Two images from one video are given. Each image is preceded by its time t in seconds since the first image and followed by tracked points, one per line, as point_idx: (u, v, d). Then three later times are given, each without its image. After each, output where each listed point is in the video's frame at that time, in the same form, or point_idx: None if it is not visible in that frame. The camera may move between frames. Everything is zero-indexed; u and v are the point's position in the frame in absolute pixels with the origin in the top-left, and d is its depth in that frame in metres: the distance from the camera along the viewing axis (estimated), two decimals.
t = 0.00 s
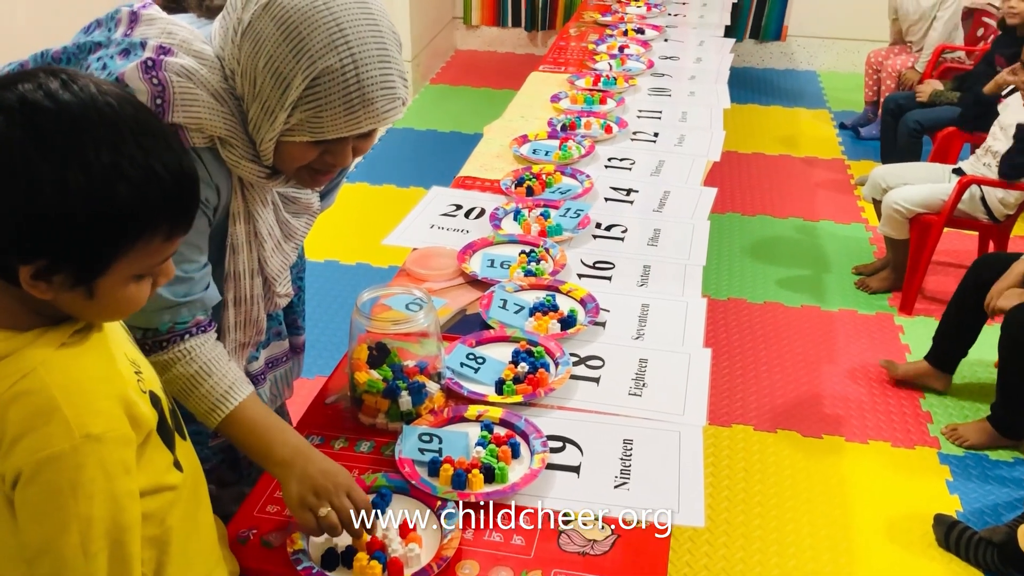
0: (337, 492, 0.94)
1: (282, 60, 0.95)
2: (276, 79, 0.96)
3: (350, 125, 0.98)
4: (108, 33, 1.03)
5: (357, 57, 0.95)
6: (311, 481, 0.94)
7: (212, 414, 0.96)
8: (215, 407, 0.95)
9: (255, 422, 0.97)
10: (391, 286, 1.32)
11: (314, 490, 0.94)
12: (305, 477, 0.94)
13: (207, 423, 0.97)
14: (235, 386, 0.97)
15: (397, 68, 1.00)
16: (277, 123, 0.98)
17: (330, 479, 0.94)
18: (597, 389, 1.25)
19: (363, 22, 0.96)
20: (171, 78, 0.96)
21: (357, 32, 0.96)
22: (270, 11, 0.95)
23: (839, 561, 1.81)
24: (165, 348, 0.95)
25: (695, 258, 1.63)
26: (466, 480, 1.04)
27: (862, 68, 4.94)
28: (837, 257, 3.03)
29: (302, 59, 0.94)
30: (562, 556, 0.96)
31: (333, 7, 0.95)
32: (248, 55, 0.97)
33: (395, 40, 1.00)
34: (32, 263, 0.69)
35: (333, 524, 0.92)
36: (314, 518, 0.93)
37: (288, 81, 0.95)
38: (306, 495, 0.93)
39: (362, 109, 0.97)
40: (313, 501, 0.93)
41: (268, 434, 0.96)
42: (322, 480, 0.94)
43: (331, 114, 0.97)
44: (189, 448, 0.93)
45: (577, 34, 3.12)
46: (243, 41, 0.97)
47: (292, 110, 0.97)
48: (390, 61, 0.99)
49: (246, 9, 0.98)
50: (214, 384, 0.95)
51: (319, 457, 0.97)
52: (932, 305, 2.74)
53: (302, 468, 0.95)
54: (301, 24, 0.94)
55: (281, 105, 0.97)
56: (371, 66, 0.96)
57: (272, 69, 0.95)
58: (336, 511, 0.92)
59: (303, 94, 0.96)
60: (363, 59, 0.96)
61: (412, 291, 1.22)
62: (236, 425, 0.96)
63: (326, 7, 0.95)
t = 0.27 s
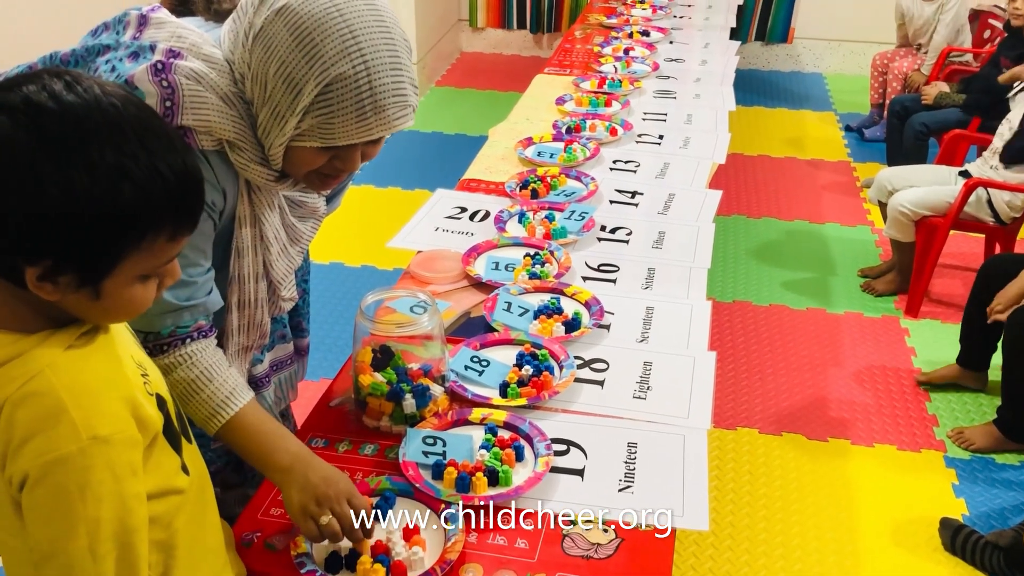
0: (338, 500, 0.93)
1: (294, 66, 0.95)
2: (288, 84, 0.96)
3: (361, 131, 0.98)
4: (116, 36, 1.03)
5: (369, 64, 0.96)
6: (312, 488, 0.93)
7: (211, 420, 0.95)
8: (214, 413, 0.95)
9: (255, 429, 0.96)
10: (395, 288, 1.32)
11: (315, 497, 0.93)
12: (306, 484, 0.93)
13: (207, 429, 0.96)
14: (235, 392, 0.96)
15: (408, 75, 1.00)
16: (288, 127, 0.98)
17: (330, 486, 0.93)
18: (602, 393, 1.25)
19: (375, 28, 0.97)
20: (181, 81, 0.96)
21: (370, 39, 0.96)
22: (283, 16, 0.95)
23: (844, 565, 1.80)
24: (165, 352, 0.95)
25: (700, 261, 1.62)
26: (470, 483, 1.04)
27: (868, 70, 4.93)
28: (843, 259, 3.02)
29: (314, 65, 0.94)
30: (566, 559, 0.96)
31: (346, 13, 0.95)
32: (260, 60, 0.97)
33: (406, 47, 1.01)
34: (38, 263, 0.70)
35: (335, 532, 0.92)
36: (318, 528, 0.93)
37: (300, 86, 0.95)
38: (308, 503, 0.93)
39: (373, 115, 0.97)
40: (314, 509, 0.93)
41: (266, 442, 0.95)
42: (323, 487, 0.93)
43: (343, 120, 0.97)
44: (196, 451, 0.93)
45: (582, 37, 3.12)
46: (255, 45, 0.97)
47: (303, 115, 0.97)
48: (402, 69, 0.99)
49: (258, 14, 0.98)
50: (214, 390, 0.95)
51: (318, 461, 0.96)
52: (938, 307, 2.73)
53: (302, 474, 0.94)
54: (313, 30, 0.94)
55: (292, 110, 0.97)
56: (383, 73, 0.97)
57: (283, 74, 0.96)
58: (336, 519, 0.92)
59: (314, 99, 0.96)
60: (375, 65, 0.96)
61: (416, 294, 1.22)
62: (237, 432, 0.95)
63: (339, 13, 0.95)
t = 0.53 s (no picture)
0: (309, 492, 0.92)
1: (300, 68, 0.95)
2: (294, 87, 0.96)
3: (367, 134, 0.99)
4: (120, 38, 1.03)
5: (375, 67, 0.96)
6: (284, 479, 0.93)
7: (191, 411, 0.95)
8: (194, 404, 0.95)
9: (238, 420, 0.96)
10: (397, 290, 1.32)
11: (286, 489, 0.92)
12: (278, 475, 0.93)
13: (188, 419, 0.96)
14: (215, 383, 0.96)
15: (414, 77, 1.00)
16: (293, 130, 0.98)
17: (302, 478, 0.93)
18: (603, 394, 1.25)
19: (381, 31, 0.97)
20: (184, 84, 0.96)
21: (376, 42, 0.96)
22: (289, 19, 0.95)
23: (847, 566, 1.80)
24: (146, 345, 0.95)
25: (702, 262, 1.62)
26: (472, 485, 1.04)
27: (870, 71, 4.92)
28: (846, 260, 3.02)
29: (320, 67, 0.94)
30: (568, 561, 0.96)
31: (352, 16, 0.95)
32: (265, 62, 0.97)
33: (412, 50, 1.01)
34: (43, 265, 0.70)
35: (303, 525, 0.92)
36: (286, 518, 0.92)
37: (305, 89, 0.96)
38: (279, 495, 0.92)
39: (379, 118, 0.98)
40: (285, 501, 0.92)
41: (249, 430, 0.96)
42: (295, 479, 0.93)
43: (348, 122, 0.97)
44: (200, 453, 0.93)
45: (584, 38, 3.12)
46: (260, 48, 0.97)
47: (308, 118, 0.97)
48: (407, 71, 0.99)
49: (263, 17, 0.98)
50: (193, 382, 0.95)
51: (296, 454, 0.95)
52: (941, 308, 2.72)
53: (277, 466, 0.94)
54: (319, 32, 0.94)
55: (297, 112, 0.97)
56: (389, 76, 0.97)
57: (289, 77, 0.96)
58: (306, 512, 0.91)
59: (320, 102, 0.96)
60: (381, 69, 0.96)
61: (418, 296, 1.22)
62: (218, 422, 0.96)
63: (346, 17, 0.95)
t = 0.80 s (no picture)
0: (314, 502, 0.92)
1: (301, 73, 0.95)
2: (295, 92, 0.96)
3: (367, 139, 0.99)
4: (123, 40, 1.03)
5: (376, 72, 0.96)
6: (290, 485, 0.93)
7: (197, 413, 0.95)
8: (199, 406, 0.95)
9: (243, 422, 0.96)
10: (397, 290, 1.32)
11: (291, 496, 0.92)
12: (284, 480, 0.93)
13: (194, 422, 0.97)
14: (219, 385, 0.96)
15: (414, 83, 1.01)
16: (294, 134, 0.98)
17: (308, 487, 0.93)
18: (603, 394, 1.25)
19: (382, 37, 0.97)
20: (186, 87, 0.96)
21: (377, 48, 0.96)
22: (291, 24, 0.95)
23: (847, 565, 1.80)
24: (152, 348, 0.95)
25: (702, 262, 1.62)
26: (471, 484, 1.04)
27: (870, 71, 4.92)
28: (846, 260, 3.02)
29: (321, 73, 0.95)
30: (567, 560, 0.96)
31: (353, 22, 0.96)
32: (267, 67, 0.97)
33: (412, 55, 1.01)
34: (46, 264, 0.70)
35: (304, 535, 0.92)
36: (289, 525, 0.93)
37: (306, 94, 0.96)
38: (283, 502, 0.92)
39: (379, 123, 0.98)
40: (289, 509, 0.92)
41: (253, 431, 0.95)
42: (301, 487, 0.93)
43: (348, 127, 0.97)
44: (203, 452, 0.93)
45: (584, 38, 3.12)
46: (262, 52, 0.97)
47: (309, 123, 0.98)
48: (408, 77, 0.99)
49: (265, 21, 0.98)
50: (198, 383, 0.95)
51: (301, 458, 0.95)
52: (941, 308, 2.72)
53: (282, 470, 0.93)
54: (321, 37, 0.95)
55: (298, 117, 0.97)
56: (389, 81, 0.97)
57: (290, 81, 0.96)
58: (311, 522, 0.92)
59: (320, 107, 0.96)
60: (382, 74, 0.96)
61: (418, 296, 1.23)
62: (220, 422, 0.96)
63: (347, 22, 0.95)
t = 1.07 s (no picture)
0: (314, 514, 0.92)
1: (306, 73, 0.96)
2: (299, 92, 0.97)
3: (370, 139, 0.99)
4: (128, 40, 1.04)
5: (380, 73, 0.96)
6: (291, 497, 0.93)
7: (205, 419, 0.95)
8: (208, 412, 0.95)
9: (247, 432, 0.96)
10: (398, 289, 1.32)
11: (292, 509, 0.92)
12: (284, 493, 0.93)
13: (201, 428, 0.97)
14: (229, 393, 0.97)
15: (418, 83, 1.01)
16: (298, 134, 0.99)
17: (309, 499, 0.92)
18: (603, 393, 1.25)
19: (386, 38, 0.97)
20: (191, 87, 0.96)
21: (381, 48, 0.97)
22: (296, 24, 0.96)
23: (847, 565, 1.80)
24: (163, 350, 0.96)
25: (702, 261, 1.63)
26: (472, 483, 1.04)
27: (870, 71, 4.93)
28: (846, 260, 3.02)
29: (326, 73, 0.95)
30: (567, 559, 0.96)
31: (358, 22, 0.96)
32: (272, 66, 0.97)
33: (416, 55, 1.02)
34: (48, 262, 0.70)
35: (305, 545, 0.91)
36: (290, 536, 0.92)
37: (311, 94, 0.96)
38: (284, 514, 0.92)
39: (383, 123, 0.98)
40: (290, 521, 0.92)
41: (256, 442, 0.96)
42: (302, 500, 0.93)
43: (353, 127, 0.98)
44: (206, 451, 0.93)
45: (584, 38, 3.13)
46: (267, 52, 0.98)
47: (314, 123, 0.98)
48: (412, 77, 1.00)
49: (270, 21, 0.98)
50: (208, 390, 0.95)
51: (304, 471, 0.95)
52: (940, 308, 2.73)
53: (284, 482, 0.93)
54: (326, 38, 0.95)
55: (303, 117, 0.98)
56: (394, 82, 0.98)
57: (295, 81, 0.96)
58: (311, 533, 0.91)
59: (325, 107, 0.97)
60: (386, 75, 0.97)
61: (419, 295, 1.23)
62: (227, 431, 0.96)
63: (352, 23, 0.96)
